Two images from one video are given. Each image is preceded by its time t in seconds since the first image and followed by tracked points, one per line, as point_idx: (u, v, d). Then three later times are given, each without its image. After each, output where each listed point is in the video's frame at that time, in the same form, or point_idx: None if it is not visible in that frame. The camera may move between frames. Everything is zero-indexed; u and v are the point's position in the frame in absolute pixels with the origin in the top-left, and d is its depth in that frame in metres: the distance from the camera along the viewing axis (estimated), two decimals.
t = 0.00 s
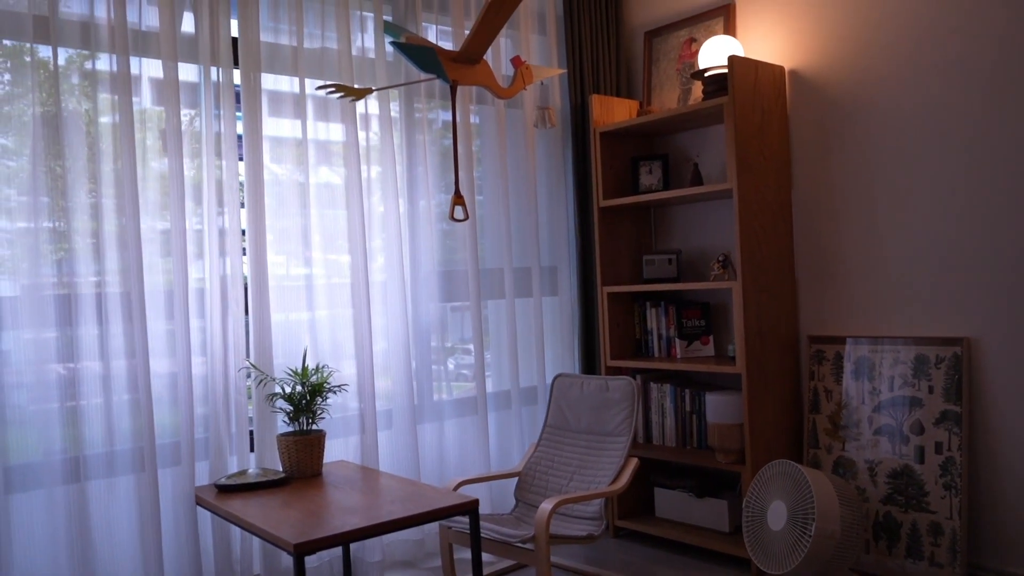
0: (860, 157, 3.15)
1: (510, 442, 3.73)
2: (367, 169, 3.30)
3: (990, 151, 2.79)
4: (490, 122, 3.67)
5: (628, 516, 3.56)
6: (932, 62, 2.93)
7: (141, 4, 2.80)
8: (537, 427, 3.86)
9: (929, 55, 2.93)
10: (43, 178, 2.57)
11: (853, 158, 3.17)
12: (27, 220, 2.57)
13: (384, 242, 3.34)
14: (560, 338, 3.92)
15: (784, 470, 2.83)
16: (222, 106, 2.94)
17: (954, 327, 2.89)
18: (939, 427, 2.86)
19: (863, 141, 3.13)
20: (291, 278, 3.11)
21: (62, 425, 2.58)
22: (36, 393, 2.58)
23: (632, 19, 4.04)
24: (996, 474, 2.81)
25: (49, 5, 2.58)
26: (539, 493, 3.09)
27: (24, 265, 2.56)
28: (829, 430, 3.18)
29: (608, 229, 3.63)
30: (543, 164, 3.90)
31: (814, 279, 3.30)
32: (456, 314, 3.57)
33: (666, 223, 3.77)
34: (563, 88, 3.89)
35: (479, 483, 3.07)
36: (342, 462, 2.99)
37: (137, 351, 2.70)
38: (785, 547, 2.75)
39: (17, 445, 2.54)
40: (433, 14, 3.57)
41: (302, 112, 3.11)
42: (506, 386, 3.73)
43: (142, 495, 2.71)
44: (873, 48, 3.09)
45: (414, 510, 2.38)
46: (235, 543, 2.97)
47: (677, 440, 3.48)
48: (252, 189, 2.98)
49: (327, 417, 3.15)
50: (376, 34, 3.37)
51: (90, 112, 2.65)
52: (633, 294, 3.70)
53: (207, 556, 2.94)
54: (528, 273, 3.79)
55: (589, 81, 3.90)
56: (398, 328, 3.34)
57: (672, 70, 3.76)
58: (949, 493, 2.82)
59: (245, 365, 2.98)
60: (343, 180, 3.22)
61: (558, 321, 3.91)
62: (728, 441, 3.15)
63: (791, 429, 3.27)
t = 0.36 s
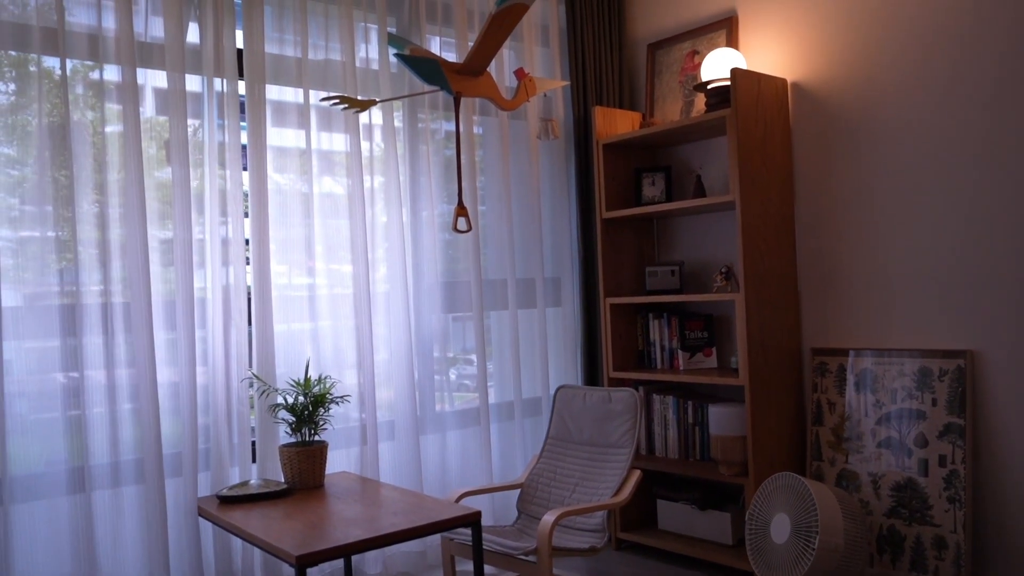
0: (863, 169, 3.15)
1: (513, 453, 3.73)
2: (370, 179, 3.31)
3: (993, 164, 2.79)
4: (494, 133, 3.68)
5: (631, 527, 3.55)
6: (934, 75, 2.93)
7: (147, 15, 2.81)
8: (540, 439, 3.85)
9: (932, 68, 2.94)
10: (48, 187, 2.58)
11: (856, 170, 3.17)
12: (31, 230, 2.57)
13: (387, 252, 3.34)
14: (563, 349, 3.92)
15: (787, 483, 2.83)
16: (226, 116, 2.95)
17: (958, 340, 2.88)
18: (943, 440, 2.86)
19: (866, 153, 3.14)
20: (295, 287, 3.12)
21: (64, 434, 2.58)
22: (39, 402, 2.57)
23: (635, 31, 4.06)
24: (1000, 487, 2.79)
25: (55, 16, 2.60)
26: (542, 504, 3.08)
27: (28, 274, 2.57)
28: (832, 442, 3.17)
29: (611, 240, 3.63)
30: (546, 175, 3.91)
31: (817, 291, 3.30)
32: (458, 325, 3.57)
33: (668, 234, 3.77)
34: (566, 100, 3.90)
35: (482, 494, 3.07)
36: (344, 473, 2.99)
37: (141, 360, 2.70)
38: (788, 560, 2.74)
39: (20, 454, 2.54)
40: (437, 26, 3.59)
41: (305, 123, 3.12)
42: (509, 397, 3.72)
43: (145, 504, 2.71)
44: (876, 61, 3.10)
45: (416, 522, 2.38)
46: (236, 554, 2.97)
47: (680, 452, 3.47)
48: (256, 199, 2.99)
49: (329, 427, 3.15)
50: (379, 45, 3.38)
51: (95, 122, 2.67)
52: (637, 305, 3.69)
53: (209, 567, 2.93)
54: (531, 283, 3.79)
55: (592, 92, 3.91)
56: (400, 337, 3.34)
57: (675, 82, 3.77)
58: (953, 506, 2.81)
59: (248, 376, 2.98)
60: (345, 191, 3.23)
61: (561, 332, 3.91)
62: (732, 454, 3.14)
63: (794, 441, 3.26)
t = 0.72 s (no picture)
0: (862, 181, 3.16)
1: (513, 464, 3.72)
2: (370, 188, 3.32)
3: (991, 176, 2.80)
4: (494, 144, 3.69)
5: (630, 539, 3.54)
6: (933, 87, 2.95)
7: (149, 25, 2.83)
8: (539, 449, 3.84)
9: (930, 80, 2.95)
10: (48, 196, 2.58)
11: (855, 182, 3.18)
12: (32, 238, 2.57)
13: (387, 262, 3.34)
14: (563, 359, 3.92)
15: (787, 495, 2.82)
16: (227, 126, 2.96)
17: (957, 351, 2.88)
18: (943, 452, 2.85)
19: (865, 165, 3.15)
20: (294, 297, 3.12)
21: (62, 443, 2.58)
22: (38, 412, 2.56)
23: (635, 43, 4.07)
24: (1001, 499, 2.79)
25: (57, 25, 2.61)
26: (541, 515, 3.07)
27: (27, 283, 2.56)
28: (832, 454, 3.16)
29: (611, 250, 3.64)
30: (545, 185, 3.92)
31: (817, 302, 3.30)
32: (458, 335, 3.57)
33: (668, 245, 3.78)
34: (566, 111, 3.92)
35: (481, 505, 3.06)
36: (343, 484, 2.98)
37: (141, 369, 2.70)
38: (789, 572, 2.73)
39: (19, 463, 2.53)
40: (438, 37, 3.60)
41: (305, 132, 3.13)
42: (508, 407, 3.71)
43: (144, 514, 2.70)
44: (874, 73, 3.11)
45: (415, 533, 2.37)
46: (233, 565, 2.95)
47: (679, 463, 3.46)
48: (256, 208, 2.99)
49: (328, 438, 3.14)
50: (380, 55, 3.39)
51: (97, 132, 2.67)
52: (636, 315, 3.70)
53: None
54: (531, 294, 3.80)
55: (592, 104, 3.92)
56: (400, 347, 3.33)
57: (674, 93, 3.78)
58: (954, 518, 2.80)
59: (247, 386, 2.98)
60: (345, 200, 3.23)
61: (561, 342, 3.91)
62: (732, 465, 3.14)
63: (794, 453, 3.25)
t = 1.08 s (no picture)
0: (859, 192, 3.16)
1: (511, 475, 3.71)
2: (368, 198, 3.31)
3: (989, 188, 2.81)
4: (492, 155, 3.70)
5: (629, 551, 3.52)
6: (930, 99, 2.96)
7: (149, 36, 2.83)
8: (537, 460, 3.83)
9: (927, 92, 2.96)
10: (46, 207, 2.58)
11: (853, 194, 3.18)
12: (30, 248, 2.56)
13: (385, 272, 3.34)
14: (561, 370, 3.91)
15: (786, 507, 2.81)
16: (226, 136, 2.96)
17: (956, 362, 2.88)
18: (942, 464, 2.85)
19: (862, 177, 3.15)
20: (291, 308, 3.11)
21: (58, 454, 2.56)
22: (34, 422, 2.55)
23: (632, 54, 4.09)
24: (1000, 512, 2.78)
25: (56, 36, 2.61)
26: (539, 527, 3.06)
27: (25, 293, 2.55)
28: (830, 465, 3.16)
29: (609, 261, 3.64)
30: (544, 196, 3.92)
31: (815, 314, 3.30)
32: (456, 345, 3.57)
33: (666, 256, 3.78)
34: (564, 122, 3.93)
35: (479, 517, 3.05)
36: (341, 495, 2.98)
37: (139, 379, 2.70)
38: None
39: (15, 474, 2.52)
40: (437, 48, 3.61)
41: (304, 143, 3.13)
42: (507, 418, 3.70)
43: (141, 525, 2.69)
44: (871, 85, 3.12)
45: (413, 546, 2.37)
46: None
47: (677, 475, 3.45)
48: (254, 218, 2.99)
49: (326, 449, 3.13)
50: (378, 66, 3.40)
51: (95, 142, 2.67)
52: (634, 326, 3.70)
53: None
54: (530, 305, 3.79)
55: (590, 115, 3.93)
56: (398, 358, 3.33)
57: (671, 105, 3.79)
58: (953, 530, 2.79)
59: (244, 397, 2.97)
60: (343, 211, 3.23)
61: (559, 353, 3.91)
62: (730, 477, 3.13)
63: (792, 464, 3.25)
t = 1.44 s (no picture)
0: (855, 203, 3.17)
1: (509, 485, 3.70)
2: (366, 208, 3.31)
3: (985, 199, 2.82)
4: (489, 165, 3.70)
5: (626, 561, 3.51)
6: (926, 110, 2.97)
7: (147, 46, 2.83)
8: (535, 471, 3.83)
9: (923, 104, 2.97)
10: (42, 216, 2.57)
11: (849, 205, 3.19)
12: (26, 257, 2.55)
13: (382, 282, 3.34)
14: (559, 380, 3.91)
15: (783, 518, 2.81)
16: (224, 146, 2.96)
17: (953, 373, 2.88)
18: (939, 475, 2.84)
19: (858, 187, 3.16)
20: (288, 317, 3.11)
21: (53, 465, 2.55)
22: (29, 433, 2.54)
23: (629, 65, 4.10)
24: (998, 523, 2.78)
25: (54, 46, 2.61)
26: (537, 539, 3.05)
27: (20, 303, 2.54)
28: (828, 476, 3.15)
29: (606, 271, 3.64)
30: (541, 206, 3.92)
31: (812, 324, 3.30)
32: (454, 355, 3.56)
33: (663, 266, 3.78)
34: (561, 132, 3.93)
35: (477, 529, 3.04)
36: (338, 507, 2.97)
37: (136, 390, 2.69)
38: None
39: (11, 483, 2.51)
40: (435, 59, 3.62)
41: (303, 152, 3.13)
42: (504, 429, 3.70)
43: (136, 537, 2.68)
44: (868, 97, 3.13)
45: (410, 558, 2.36)
46: None
47: (675, 485, 3.45)
48: (251, 228, 2.98)
49: (322, 460, 3.12)
50: (376, 76, 3.40)
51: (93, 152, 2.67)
52: (631, 337, 3.69)
53: None
54: (527, 315, 3.79)
55: (587, 125, 3.94)
56: (395, 368, 3.32)
57: (668, 115, 3.80)
58: (951, 541, 2.79)
59: (240, 407, 2.96)
60: (341, 219, 3.22)
61: (557, 363, 3.90)
62: (727, 488, 3.12)
63: (790, 475, 3.24)
